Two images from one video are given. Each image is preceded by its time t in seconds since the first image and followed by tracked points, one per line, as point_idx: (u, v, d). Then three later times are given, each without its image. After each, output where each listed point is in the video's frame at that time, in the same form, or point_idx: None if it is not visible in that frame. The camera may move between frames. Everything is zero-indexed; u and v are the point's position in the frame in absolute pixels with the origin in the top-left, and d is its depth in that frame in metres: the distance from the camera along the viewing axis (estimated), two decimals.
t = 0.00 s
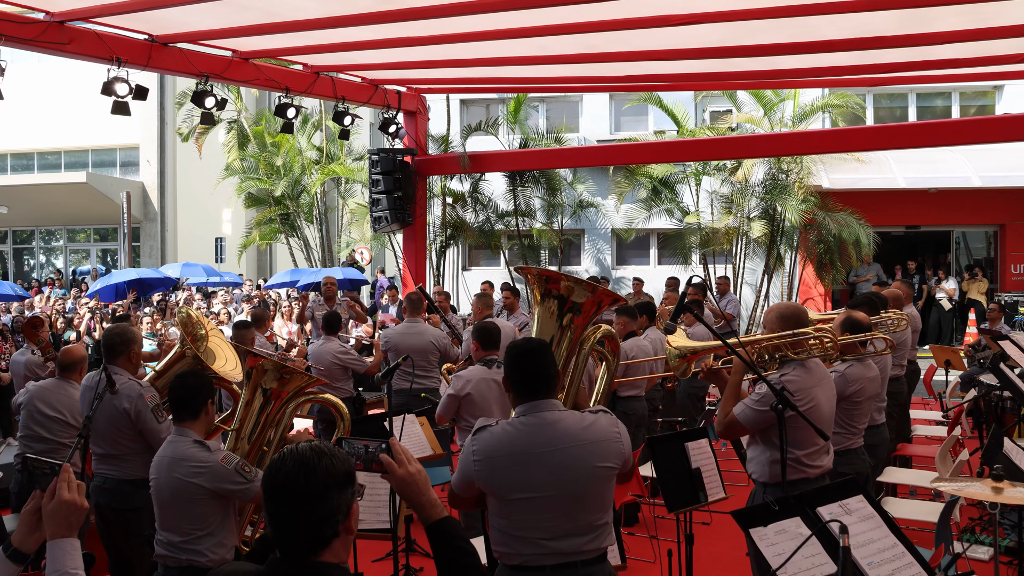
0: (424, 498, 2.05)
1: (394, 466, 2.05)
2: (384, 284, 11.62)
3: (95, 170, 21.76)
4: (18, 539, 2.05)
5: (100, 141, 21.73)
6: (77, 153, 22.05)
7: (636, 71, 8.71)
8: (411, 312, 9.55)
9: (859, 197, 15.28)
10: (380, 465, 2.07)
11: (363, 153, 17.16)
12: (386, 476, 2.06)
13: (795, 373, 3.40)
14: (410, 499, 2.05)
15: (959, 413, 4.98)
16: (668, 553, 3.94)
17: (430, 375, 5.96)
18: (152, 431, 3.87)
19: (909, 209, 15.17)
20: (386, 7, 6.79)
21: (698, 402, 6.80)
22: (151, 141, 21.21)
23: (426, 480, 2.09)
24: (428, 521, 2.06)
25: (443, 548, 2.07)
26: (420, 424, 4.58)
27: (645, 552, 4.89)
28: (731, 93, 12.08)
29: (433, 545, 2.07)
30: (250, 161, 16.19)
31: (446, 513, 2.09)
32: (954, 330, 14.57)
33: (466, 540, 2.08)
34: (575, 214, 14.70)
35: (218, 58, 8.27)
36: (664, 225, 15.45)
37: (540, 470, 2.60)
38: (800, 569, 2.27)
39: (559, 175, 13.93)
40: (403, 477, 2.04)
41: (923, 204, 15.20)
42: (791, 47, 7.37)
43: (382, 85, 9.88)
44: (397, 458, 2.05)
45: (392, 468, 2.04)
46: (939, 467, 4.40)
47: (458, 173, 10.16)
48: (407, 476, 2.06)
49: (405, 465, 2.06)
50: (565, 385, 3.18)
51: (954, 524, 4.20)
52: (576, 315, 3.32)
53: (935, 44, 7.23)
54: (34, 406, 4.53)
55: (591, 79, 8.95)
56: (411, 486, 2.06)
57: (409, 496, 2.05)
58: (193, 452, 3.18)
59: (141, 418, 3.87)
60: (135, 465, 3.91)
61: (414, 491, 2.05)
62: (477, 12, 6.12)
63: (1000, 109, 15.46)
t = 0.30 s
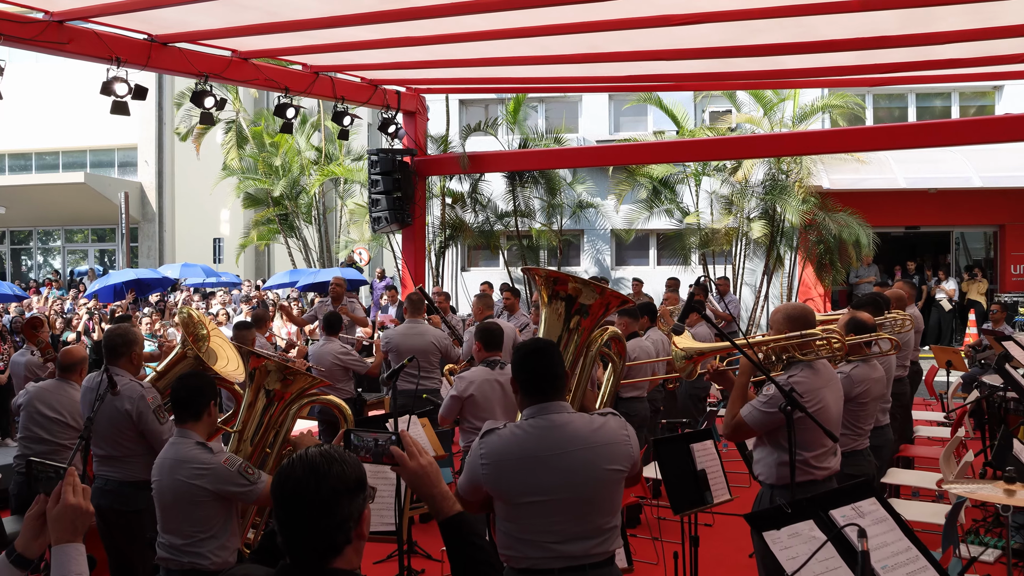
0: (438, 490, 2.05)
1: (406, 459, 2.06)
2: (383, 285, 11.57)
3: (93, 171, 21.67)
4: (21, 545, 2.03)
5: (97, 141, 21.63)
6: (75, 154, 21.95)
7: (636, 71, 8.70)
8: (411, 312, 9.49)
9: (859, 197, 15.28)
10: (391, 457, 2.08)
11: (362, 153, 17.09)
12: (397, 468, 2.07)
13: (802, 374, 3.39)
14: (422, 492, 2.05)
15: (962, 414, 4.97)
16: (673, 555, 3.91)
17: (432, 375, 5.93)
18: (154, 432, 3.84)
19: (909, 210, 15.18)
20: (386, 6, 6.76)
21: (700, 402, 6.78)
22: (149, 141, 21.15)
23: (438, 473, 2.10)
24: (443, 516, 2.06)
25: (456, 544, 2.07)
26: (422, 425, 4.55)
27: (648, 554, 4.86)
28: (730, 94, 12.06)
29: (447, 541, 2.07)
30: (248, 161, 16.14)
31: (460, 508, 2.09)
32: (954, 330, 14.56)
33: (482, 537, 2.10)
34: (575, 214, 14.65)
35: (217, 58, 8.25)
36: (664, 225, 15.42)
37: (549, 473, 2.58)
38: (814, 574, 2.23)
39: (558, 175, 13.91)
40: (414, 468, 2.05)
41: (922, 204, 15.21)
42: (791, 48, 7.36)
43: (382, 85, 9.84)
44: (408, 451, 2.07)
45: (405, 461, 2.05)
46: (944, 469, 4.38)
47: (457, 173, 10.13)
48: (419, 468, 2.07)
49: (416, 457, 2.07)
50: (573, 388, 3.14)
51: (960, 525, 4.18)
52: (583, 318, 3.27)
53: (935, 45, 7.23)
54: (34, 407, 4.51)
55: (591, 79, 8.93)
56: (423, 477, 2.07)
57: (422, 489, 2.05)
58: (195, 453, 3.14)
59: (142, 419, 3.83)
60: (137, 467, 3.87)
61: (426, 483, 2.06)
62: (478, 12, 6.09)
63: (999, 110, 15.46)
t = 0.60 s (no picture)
0: (449, 482, 1.99)
1: (418, 449, 1.99)
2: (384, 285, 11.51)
3: (92, 171, 21.59)
4: (26, 551, 1.98)
5: (96, 141, 21.53)
6: (74, 154, 21.86)
7: (638, 70, 8.66)
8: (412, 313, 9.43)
9: (861, 197, 15.26)
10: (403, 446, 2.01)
11: (362, 152, 17.02)
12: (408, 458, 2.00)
13: (812, 374, 3.35)
14: (434, 482, 1.99)
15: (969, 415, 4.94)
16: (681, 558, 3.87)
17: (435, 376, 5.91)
18: (157, 434, 3.80)
19: (911, 209, 15.16)
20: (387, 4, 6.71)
21: (704, 403, 6.74)
22: (148, 140, 21.09)
23: (450, 464, 2.03)
24: (458, 511, 2.00)
25: (472, 541, 2.01)
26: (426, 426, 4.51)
27: (655, 556, 4.82)
28: (732, 93, 12.03)
29: (463, 536, 2.01)
30: (248, 161, 16.09)
31: (477, 503, 2.03)
32: (956, 330, 14.53)
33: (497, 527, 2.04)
34: (575, 214, 14.60)
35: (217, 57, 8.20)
36: (665, 225, 15.38)
37: (560, 475, 2.56)
38: None
39: (559, 175, 13.86)
40: (426, 459, 1.98)
41: (924, 204, 15.19)
42: (794, 46, 7.33)
43: (382, 84, 9.79)
44: (420, 440, 2.00)
45: (416, 450, 1.99)
46: (953, 471, 4.36)
47: (458, 173, 10.07)
48: (431, 458, 2.00)
49: (428, 447, 2.00)
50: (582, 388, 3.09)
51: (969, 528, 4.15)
52: (593, 317, 3.23)
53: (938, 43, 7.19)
54: (35, 407, 4.47)
55: (593, 78, 8.89)
56: (434, 468, 2.01)
57: (436, 480, 1.99)
58: (198, 455, 3.10)
59: (145, 420, 3.80)
60: (140, 469, 3.83)
61: (438, 474, 2.00)
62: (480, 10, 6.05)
63: (1002, 109, 15.44)
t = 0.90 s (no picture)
0: (475, 476, 1.97)
1: (442, 444, 2.01)
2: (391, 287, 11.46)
3: (97, 172, 21.55)
4: (45, 555, 1.94)
5: (101, 143, 21.49)
6: (80, 155, 21.83)
7: (646, 70, 8.63)
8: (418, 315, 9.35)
9: (869, 198, 15.22)
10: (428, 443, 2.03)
11: (368, 153, 16.98)
12: (434, 453, 2.01)
13: (832, 375, 3.34)
14: (458, 478, 1.97)
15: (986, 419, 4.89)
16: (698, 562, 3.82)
17: (443, 378, 5.77)
18: (168, 435, 3.78)
19: (919, 210, 15.12)
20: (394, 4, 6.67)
21: (713, 404, 6.69)
22: (153, 142, 21.10)
23: (475, 461, 2.03)
24: (485, 507, 1.94)
25: (501, 542, 1.95)
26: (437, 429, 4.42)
27: (667, 560, 4.78)
28: (738, 93, 11.99)
29: (491, 536, 1.95)
30: (253, 162, 16.06)
31: (506, 504, 1.98)
32: (965, 331, 14.46)
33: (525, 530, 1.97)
34: (582, 215, 14.59)
35: (223, 58, 8.18)
36: (671, 226, 15.35)
37: (583, 477, 2.51)
38: None
39: (565, 175, 13.85)
40: (450, 454, 1.99)
41: (932, 205, 15.14)
42: (803, 46, 7.29)
43: (388, 85, 9.75)
44: (444, 435, 2.01)
45: (440, 445, 2.00)
46: (970, 475, 4.32)
47: (464, 174, 10.02)
48: (455, 454, 2.01)
49: (453, 443, 2.03)
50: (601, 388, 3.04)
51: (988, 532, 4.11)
52: (615, 317, 3.20)
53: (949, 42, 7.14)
54: (45, 408, 4.44)
55: (600, 78, 8.85)
56: (459, 464, 2.00)
57: (460, 475, 1.97)
58: (213, 457, 3.06)
59: (157, 421, 3.78)
60: (151, 471, 3.83)
61: (463, 470, 1.98)
62: (488, 9, 6.01)
63: (1010, 109, 15.39)
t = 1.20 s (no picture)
0: (528, 468, 1.98)
1: (495, 436, 1.98)
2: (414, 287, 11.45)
3: (119, 173, 21.67)
4: (93, 557, 1.92)
5: (122, 144, 21.59)
6: (102, 156, 21.92)
7: (669, 68, 8.56)
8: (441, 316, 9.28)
9: (895, 196, 15.07)
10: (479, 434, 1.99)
11: (388, 153, 16.98)
12: (485, 445, 1.99)
13: (877, 376, 3.28)
14: (511, 470, 1.98)
15: None
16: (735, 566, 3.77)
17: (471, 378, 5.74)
18: (201, 435, 3.81)
19: (945, 209, 14.95)
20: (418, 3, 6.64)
21: (742, 405, 6.62)
22: (174, 143, 21.22)
23: (525, 452, 2.03)
24: (539, 500, 1.95)
25: (554, 535, 1.95)
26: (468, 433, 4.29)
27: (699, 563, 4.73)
28: (762, 92, 11.91)
29: (547, 532, 1.96)
30: (274, 162, 16.12)
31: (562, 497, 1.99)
32: (993, 332, 14.27)
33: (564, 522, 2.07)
34: (604, 215, 14.52)
35: (246, 59, 8.20)
36: (694, 226, 15.26)
37: (629, 479, 2.47)
38: None
39: (588, 175, 13.82)
40: (504, 445, 1.97)
41: (958, 204, 14.97)
42: (830, 43, 7.19)
43: (410, 85, 9.73)
44: (496, 426, 1.99)
45: (493, 436, 1.97)
46: (1010, 478, 4.24)
47: (487, 173, 9.99)
48: (508, 445, 1.99)
49: (504, 434, 1.99)
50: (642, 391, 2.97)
51: None
52: (655, 317, 3.12)
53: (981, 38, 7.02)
54: (75, 408, 4.45)
55: (623, 77, 8.80)
56: (511, 455, 2.00)
57: (512, 468, 1.99)
58: (250, 457, 3.04)
59: (190, 421, 3.80)
60: (185, 471, 3.86)
61: (515, 461, 1.99)
62: (513, 8, 5.97)
63: None
